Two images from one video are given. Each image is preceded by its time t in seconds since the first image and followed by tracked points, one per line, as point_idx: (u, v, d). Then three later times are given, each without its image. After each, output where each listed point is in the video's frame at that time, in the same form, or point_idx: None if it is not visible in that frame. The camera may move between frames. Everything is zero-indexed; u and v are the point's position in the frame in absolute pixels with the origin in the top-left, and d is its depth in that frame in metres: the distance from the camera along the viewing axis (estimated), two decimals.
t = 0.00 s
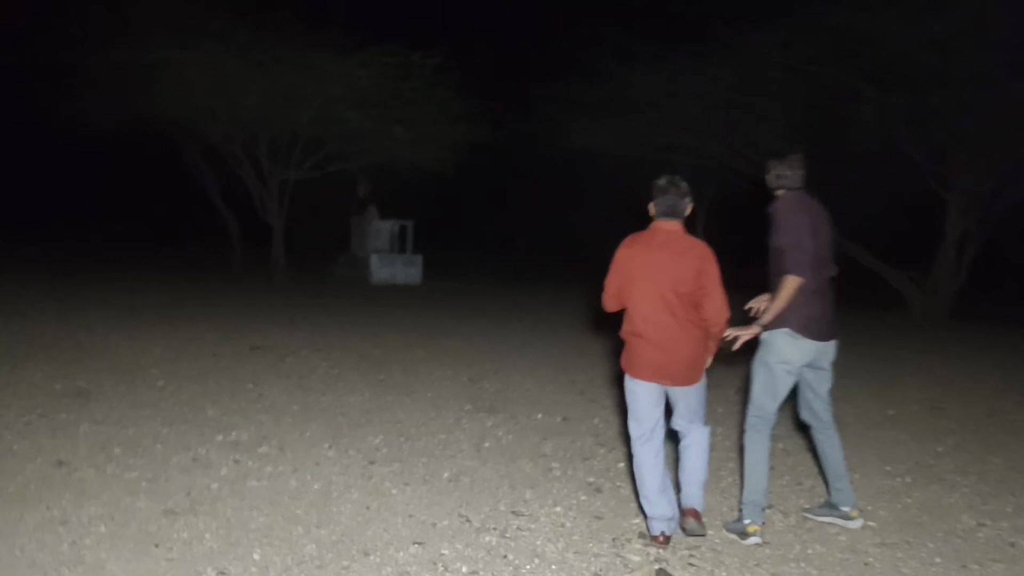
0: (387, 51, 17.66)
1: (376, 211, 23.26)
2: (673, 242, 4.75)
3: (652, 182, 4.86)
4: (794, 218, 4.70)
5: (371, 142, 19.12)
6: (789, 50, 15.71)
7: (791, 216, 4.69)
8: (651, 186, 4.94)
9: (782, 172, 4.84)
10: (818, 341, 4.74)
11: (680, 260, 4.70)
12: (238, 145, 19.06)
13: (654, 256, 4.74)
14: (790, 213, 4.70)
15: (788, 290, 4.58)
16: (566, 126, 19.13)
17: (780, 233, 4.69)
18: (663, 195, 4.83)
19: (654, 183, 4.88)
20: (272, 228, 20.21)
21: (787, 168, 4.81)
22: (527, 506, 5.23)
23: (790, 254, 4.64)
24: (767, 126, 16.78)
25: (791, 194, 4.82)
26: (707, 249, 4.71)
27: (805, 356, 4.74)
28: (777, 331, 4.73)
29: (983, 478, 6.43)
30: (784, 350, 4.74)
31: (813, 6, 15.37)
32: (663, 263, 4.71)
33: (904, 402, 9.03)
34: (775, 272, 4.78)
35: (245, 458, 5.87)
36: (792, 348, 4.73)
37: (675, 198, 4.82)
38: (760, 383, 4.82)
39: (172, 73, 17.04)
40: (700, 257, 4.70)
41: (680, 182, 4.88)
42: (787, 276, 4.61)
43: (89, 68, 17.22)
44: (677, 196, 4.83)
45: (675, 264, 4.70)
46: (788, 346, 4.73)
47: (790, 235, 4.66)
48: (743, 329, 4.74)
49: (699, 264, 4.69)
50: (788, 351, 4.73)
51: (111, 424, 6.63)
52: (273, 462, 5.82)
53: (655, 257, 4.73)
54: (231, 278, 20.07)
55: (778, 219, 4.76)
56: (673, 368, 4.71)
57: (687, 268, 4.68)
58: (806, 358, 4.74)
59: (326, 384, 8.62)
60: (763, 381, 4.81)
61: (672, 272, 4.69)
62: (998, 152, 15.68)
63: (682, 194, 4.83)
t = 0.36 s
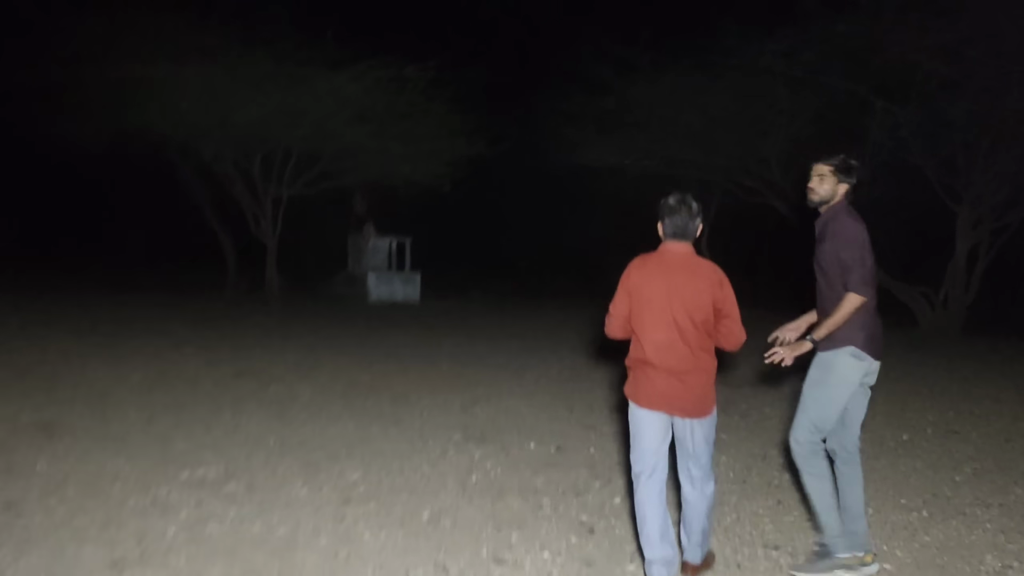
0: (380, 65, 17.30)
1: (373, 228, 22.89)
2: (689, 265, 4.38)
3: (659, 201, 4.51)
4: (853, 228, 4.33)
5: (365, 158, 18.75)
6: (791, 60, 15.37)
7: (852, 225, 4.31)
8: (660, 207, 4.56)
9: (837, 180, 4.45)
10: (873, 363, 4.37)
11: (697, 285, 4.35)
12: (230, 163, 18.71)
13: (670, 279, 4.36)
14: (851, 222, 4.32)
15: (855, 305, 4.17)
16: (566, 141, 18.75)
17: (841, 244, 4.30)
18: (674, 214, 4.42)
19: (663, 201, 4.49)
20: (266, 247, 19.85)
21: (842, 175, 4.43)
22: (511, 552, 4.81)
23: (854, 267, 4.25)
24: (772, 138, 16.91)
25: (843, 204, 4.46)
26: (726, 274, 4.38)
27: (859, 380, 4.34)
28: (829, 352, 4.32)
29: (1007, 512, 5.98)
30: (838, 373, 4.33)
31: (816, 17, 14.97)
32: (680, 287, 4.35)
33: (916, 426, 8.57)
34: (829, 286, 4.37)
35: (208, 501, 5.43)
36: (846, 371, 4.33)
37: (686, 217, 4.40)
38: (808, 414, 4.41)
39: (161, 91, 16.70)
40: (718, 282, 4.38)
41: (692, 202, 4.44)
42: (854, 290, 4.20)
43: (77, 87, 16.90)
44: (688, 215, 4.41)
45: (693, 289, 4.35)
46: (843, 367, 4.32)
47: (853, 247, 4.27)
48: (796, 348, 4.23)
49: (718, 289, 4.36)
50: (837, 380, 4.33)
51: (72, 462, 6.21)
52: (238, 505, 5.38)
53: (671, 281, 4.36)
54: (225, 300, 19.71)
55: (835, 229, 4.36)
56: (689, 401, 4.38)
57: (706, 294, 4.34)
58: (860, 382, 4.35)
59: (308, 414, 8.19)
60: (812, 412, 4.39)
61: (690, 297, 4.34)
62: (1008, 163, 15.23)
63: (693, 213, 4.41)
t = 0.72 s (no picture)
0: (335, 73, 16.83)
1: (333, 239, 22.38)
2: (668, 283, 4.11)
3: (643, 211, 4.22)
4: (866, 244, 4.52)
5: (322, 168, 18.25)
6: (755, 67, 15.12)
7: (871, 241, 4.50)
8: (642, 217, 4.29)
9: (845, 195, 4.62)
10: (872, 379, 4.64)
11: (677, 303, 4.07)
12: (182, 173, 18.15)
13: (647, 295, 4.09)
14: (869, 240, 4.51)
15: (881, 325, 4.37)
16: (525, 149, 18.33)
17: (859, 261, 4.49)
18: (656, 227, 4.16)
19: (646, 214, 4.22)
20: (220, 259, 19.28)
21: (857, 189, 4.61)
22: None
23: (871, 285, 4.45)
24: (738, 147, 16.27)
25: (852, 216, 4.64)
26: (707, 294, 4.10)
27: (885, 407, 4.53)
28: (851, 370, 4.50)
29: (983, 538, 5.65)
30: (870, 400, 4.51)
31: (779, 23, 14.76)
32: (657, 305, 4.07)
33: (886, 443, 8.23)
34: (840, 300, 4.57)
35: (125, 541, 4.98)
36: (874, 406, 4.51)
37: (671, 231, 4.14)
38: (862, 464, 4.54)
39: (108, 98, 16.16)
40: (700, 301, 4.10)
41: (676, 215, 4.21)
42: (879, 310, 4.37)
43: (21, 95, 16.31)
44: (673, 228, 4.15)
45: (671, 307, 4.07)
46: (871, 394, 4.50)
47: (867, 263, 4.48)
48: (817, 371, 4.45)
49: (698, 309, 4.09)
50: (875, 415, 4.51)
51: None
52: (157, 545, 4.94)
53: (647, 298, 4.09)
54: (178, 315, 19.12)
55: (849, 244, 4.54)
56: (659, 426, 4.11)
57: (686, 313, 4.06)
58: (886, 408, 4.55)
59: (249, 439, 7.74)
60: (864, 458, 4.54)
61: (667, 315, 4.06)
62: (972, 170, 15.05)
63: (677, 227, 4.16)
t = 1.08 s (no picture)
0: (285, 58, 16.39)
1: (286, 228, 21.93)
2: (612, 274, 3.80)
3: (602, 203, 3.90)
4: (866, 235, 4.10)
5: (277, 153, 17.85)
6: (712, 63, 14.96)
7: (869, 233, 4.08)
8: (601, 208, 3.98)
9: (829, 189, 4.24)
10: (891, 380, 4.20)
11: (613, 297, 3.76)
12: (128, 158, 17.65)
13: (586, 285, 3.81)
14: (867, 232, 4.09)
15: (918, 310, 3.86)
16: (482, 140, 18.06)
17: (861, 253, 4.07)
18: (614, 218, 3.85)
19: (606, 204, 3.91)
20: (167, 247, 18.78)
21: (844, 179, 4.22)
22: None
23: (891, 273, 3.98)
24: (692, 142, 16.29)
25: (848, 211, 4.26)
26: (653, 290, 3.76)
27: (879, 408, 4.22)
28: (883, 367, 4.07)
29: (928, 544, 5.49)
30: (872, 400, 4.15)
31: (737, 18, 14.61)
32: (596, 296, 3.78)
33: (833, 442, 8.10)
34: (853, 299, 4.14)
35: (20, 545, 4.65)
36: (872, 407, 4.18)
37: (628, 223, 3.83)
38: (855, 468, 4.21)
39: (48, 78, 15.61)
40: (643, 296, 3.77)
41: (636, 207, 3.90)
42: (910, 294, 3.88)
43: None
44: (630, 221, 3.85)
45: (610, 299, 3.76)
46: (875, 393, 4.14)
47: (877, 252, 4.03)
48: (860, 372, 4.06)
49: (641, 303, 3.76)
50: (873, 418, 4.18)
51: None
52: (57, 551, 4.62)
53: (587, 287, 3.80)
54: (122, 304, 18.62)
55: (849, 238, 4.13)
56: (589, 425, 3.82)
57: (623, 309, 3.75)
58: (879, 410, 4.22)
59: (177, 433, 7.40)
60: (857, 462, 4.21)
61: (604, 307, 3.76)
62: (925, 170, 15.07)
63: (635, 220, 3.85)
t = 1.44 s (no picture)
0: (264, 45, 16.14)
1: (265, 219, 21.66)
2: (581, 274, 3.64)
3: (572, 201, 3.74)
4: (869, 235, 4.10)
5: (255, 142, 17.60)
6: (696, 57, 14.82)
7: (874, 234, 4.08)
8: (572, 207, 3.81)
9: (836, 191, 4.26)
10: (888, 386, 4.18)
11: (583, 299, 3.60)
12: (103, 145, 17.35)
13: (555, 286, 3.65)
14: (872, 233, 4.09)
15: (919, 315, 3.84)
16: (464, 132, 17.85)
17: (864, 255, 4.07)
18: (586, 217, 3.69)
19: (577, 203, 3.75)
20: (143, 236, 18.48)
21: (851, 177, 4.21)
22: None
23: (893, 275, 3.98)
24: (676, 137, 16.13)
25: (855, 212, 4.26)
26: (622, 292, 3.60)
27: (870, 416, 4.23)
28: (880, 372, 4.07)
29: (906, 553, 5.38)
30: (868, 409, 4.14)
31: (722, 12, 14.48)
32: (563, 296, 3.62)
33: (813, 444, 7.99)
34: (856, 301, 4.14)
35: None
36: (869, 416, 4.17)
37: (599, 223, 3.66)
38: (846, 475, 4.21)
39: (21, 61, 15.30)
40: (612, 297, 3.61)
41: (608, 205, 3.73)
42: (912, 298, 3.86)
43: None
44: (602, 220, 3.68)
45: (577, 300, 3.61)
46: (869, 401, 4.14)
47: (879, 254, 4.03)
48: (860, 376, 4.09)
49: (610, 305, 3.60)
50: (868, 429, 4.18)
51: None
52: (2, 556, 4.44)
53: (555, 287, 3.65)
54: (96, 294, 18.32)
55: (853, 240, 4.13)
56: (556, 431, 3.66)
57: (592, 311, 3.60)
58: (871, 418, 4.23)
59: (141, 430, 7.20)
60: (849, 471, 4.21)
61: (571, 309, 3.61)
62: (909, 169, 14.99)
63: (608, 219, 3.69)
